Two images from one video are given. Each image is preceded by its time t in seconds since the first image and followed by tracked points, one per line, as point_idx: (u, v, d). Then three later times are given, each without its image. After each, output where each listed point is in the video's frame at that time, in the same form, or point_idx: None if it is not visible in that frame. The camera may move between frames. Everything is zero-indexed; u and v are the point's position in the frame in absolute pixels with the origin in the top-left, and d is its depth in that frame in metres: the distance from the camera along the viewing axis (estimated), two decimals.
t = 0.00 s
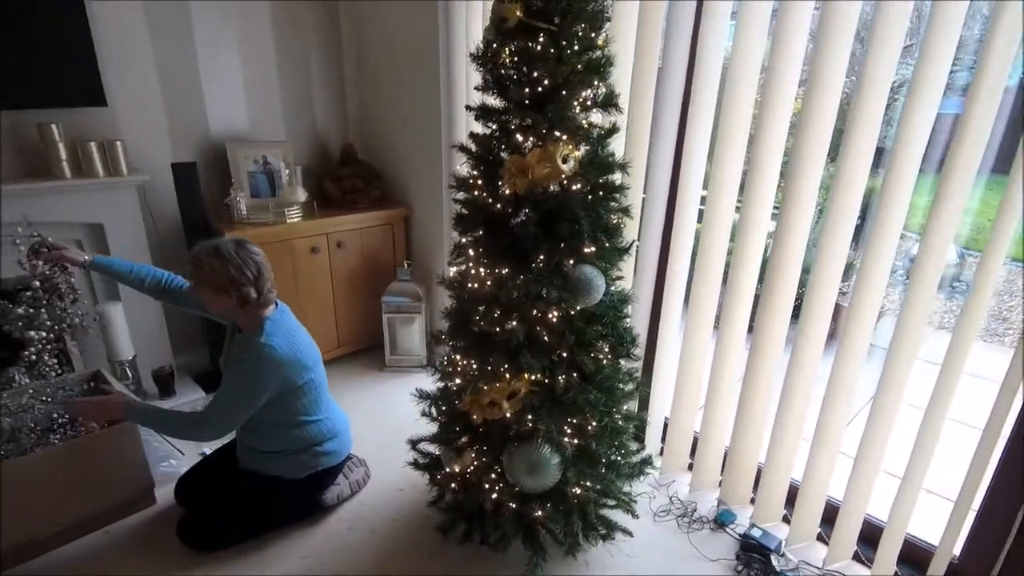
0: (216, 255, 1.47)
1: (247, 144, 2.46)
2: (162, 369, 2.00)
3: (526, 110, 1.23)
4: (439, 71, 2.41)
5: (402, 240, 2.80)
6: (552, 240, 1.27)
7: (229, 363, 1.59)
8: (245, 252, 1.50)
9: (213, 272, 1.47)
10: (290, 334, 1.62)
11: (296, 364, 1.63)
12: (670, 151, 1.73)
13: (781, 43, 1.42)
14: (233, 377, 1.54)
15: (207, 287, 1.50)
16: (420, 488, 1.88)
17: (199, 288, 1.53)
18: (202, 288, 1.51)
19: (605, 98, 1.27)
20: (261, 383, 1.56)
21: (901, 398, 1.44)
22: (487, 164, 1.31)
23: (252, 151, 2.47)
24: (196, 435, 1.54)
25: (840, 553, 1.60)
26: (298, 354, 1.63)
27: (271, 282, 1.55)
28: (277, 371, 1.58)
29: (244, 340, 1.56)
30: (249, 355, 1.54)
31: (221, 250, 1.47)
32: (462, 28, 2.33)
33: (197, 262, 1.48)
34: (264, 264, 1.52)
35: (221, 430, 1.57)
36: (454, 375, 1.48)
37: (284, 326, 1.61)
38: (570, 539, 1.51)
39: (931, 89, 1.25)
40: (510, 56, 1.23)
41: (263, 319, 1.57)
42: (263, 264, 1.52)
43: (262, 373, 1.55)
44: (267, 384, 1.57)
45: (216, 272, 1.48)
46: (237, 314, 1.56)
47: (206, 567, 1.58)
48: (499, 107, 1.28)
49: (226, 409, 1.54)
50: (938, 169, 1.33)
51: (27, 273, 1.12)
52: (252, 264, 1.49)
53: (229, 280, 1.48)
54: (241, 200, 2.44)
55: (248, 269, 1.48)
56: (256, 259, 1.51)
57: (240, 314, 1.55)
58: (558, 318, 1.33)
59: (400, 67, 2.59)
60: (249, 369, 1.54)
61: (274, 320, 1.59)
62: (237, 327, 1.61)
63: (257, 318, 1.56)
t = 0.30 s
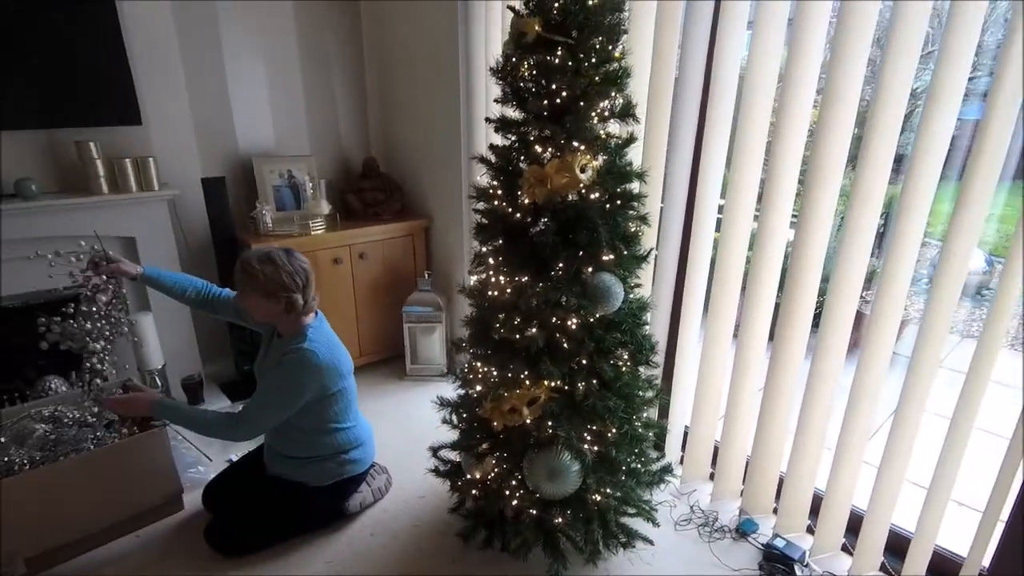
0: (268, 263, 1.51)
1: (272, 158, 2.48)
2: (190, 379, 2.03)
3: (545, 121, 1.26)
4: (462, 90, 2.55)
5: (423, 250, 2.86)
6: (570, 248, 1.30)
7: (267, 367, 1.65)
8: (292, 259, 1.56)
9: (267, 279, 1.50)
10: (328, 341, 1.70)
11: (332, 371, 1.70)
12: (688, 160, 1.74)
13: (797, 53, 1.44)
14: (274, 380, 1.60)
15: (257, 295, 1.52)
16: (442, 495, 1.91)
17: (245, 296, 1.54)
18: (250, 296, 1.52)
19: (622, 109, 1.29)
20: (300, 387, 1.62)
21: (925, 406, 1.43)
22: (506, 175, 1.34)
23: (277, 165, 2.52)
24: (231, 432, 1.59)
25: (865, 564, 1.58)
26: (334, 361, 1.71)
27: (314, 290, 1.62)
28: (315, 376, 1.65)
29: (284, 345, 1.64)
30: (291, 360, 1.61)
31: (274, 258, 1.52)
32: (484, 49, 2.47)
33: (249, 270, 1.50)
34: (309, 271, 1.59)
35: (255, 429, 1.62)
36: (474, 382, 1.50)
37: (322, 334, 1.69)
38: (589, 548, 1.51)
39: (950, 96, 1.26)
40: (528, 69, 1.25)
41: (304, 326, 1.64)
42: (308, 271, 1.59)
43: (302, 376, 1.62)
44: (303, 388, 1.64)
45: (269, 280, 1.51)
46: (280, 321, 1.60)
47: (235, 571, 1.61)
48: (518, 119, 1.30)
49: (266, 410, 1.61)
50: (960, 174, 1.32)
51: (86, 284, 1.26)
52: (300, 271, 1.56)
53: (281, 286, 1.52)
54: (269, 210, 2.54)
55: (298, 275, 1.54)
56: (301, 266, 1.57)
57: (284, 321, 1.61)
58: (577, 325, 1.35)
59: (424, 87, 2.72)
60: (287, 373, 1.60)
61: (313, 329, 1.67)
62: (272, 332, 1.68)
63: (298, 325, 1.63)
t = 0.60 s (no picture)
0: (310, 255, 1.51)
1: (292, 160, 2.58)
2: (211, 377, 2.07)
3: (563, 118, 1.26)
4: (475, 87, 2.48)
5: (439, 249, 2.89)
6: (588, 245, 1.30)
7: (298, 364, 1.65)
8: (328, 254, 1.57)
9: (308, 272, 1.50)
10: (359, 338, 1.69)
11: (363, 368, 1.69)
12: (705, 158, 1.74)
13: (814, 49, 1.43)
14: (308, 376, 1.62)
15: (296, 288, 1.51)
16: (459, 494, 1.91)
17: (281, 290, 1.53)
18: (289, 289, 1.51)
19: (639, 105, 1.29)
20: (332, 384, 1.62)
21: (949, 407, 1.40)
22: (524, 171, 1.34)
23: (296, 167, 2.58)
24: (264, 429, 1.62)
25: (890, 566, 1.56)
26: (365, 359, 1.70)
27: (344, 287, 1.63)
28: (348, 373, 1.65)
29: (315, 343, 1.63)
30: (324, 357, 1.61)
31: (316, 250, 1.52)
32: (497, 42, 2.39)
33: (291, 263, 1.49)
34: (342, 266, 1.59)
35: (289, 426, 1.63)
36: (491, 378, 1.51)
37: (353, 330, 1.68)
38: (607, 545, 1.51)
39: (971, 93, 1.24)
40: (546, 66, 1.26)
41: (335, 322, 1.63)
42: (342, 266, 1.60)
43: (335, 374, 1.62)
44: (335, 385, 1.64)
45: (310, 273, 1.51)
46: (311, 316, 1.59)
47: (254, 567, 1.63)
48: (536, 117, 1.31)
49: (299, 406, 1.63)
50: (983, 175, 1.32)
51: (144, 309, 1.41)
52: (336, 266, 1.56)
53: (320, 279, 1.52)
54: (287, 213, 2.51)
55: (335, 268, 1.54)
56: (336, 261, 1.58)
57: (317, 315, 1.59)
58: (595, 322, 1.35)
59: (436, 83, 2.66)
60: (320, 368, 1.61)
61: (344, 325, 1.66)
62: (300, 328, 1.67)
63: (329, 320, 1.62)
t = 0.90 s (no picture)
0: (375, 240, 1.62)
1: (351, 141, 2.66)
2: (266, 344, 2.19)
3: (630, 105, 1.26)
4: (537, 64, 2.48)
5: (486, 236, 2.87)
6: (646, 233, 1.30)
7: (364, 340, 1.79)
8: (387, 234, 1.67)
9: (373, 256, 1.63)
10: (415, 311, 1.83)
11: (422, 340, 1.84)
12: (767, 155, 1.70)
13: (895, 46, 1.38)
14: (384, 352, 1.79)
15: (365, 272, 1.66)
16: (498, 476, 1.94)
17: (349, 272, 1.67)
18: (356, 271, 1.65)
19: (708, 94, 1.28)
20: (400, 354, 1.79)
21: (1018, 427, 1.34)
22: (586, 157, 1.34)
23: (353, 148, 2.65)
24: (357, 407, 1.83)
25: None
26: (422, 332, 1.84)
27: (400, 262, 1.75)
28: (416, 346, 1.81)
29: (382, 320, 1.77)
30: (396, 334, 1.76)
31: (379, 235, 1.63)
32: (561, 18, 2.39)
33: (358, 249, 1.62)
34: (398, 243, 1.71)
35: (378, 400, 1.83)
36: (539, 362, 1.51)
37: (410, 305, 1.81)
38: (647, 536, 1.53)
39: None
40: (615, 52, 1.25)
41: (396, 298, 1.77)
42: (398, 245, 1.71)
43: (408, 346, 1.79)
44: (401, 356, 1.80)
45: (376, 257, 1.63)
46: (375, 294, 1.73)
47: (300, 530, 1.69)
48: (602, 103, 1.31)
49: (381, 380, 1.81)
50: None
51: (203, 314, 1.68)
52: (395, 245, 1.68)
53: (383, 260, 1.65)
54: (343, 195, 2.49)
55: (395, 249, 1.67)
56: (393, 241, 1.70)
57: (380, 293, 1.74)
58: (648, 312, 1.34)
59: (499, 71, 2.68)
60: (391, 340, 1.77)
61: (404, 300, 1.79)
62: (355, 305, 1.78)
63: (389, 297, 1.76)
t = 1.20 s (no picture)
0: (444, 223, 1.61)
1: (435, 121, 2.69)
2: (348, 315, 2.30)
3: (731, 83, 1.22)
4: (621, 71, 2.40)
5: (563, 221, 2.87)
6: (740, 217, 1.27)
7: (450, 322, 1.77)
8: (455, 215, 1.65)
9: (444, 241, 1.62)
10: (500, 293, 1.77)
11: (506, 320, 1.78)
12: (875, 143, 1.60)
13: None
14: (469, 333, 1.71)
15: (438, 258, 1.63)
16: (565, 456, 1.95)
17: (425, 262, 1.66)
18: (432, 259, 1.64)
19: (817, 74, 1.22)
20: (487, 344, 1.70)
21: None
22: (679, 137, 1.31)
23: (438, 127, 2.69)
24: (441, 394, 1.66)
25: None
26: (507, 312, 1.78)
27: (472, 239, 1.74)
28: (501, 328, 1.72)
29: (466, 302, 1.72)
30: (479, 314, 1.69)
31: (445, 219, 1.61)
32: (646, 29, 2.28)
33: (426, 237, 1.61)
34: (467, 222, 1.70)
35: (463, 387, 1.67)
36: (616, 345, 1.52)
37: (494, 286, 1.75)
38: (716, 528, 1.50)
39: None
40: (719, 28, 1.22)
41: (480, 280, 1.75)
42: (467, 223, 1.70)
43: (492, 327, 1.69)
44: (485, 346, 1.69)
45: (447, 241, 1.62)
46: (455, 277, 1.71)
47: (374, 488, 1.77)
48: (700, 81, 1.27)
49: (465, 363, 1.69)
50: None
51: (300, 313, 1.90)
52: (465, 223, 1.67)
53: (455, 243, 1.64)
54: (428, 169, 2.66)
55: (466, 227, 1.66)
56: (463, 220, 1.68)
57: (459, 276, 1.71)
58: (735, 299, 1.31)
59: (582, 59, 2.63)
60: (477, 328, 1.69)
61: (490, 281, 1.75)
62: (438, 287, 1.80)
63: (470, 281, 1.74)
